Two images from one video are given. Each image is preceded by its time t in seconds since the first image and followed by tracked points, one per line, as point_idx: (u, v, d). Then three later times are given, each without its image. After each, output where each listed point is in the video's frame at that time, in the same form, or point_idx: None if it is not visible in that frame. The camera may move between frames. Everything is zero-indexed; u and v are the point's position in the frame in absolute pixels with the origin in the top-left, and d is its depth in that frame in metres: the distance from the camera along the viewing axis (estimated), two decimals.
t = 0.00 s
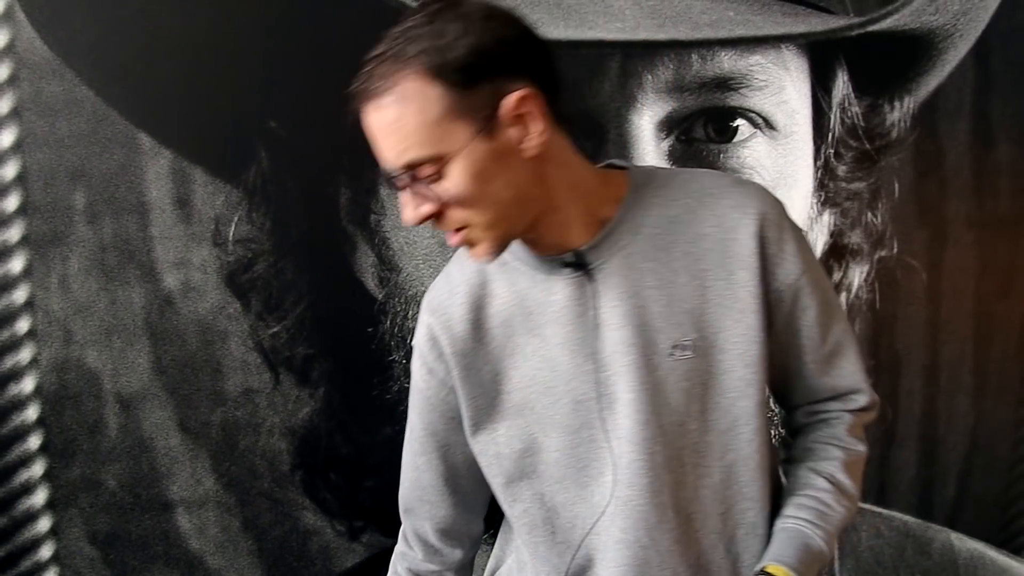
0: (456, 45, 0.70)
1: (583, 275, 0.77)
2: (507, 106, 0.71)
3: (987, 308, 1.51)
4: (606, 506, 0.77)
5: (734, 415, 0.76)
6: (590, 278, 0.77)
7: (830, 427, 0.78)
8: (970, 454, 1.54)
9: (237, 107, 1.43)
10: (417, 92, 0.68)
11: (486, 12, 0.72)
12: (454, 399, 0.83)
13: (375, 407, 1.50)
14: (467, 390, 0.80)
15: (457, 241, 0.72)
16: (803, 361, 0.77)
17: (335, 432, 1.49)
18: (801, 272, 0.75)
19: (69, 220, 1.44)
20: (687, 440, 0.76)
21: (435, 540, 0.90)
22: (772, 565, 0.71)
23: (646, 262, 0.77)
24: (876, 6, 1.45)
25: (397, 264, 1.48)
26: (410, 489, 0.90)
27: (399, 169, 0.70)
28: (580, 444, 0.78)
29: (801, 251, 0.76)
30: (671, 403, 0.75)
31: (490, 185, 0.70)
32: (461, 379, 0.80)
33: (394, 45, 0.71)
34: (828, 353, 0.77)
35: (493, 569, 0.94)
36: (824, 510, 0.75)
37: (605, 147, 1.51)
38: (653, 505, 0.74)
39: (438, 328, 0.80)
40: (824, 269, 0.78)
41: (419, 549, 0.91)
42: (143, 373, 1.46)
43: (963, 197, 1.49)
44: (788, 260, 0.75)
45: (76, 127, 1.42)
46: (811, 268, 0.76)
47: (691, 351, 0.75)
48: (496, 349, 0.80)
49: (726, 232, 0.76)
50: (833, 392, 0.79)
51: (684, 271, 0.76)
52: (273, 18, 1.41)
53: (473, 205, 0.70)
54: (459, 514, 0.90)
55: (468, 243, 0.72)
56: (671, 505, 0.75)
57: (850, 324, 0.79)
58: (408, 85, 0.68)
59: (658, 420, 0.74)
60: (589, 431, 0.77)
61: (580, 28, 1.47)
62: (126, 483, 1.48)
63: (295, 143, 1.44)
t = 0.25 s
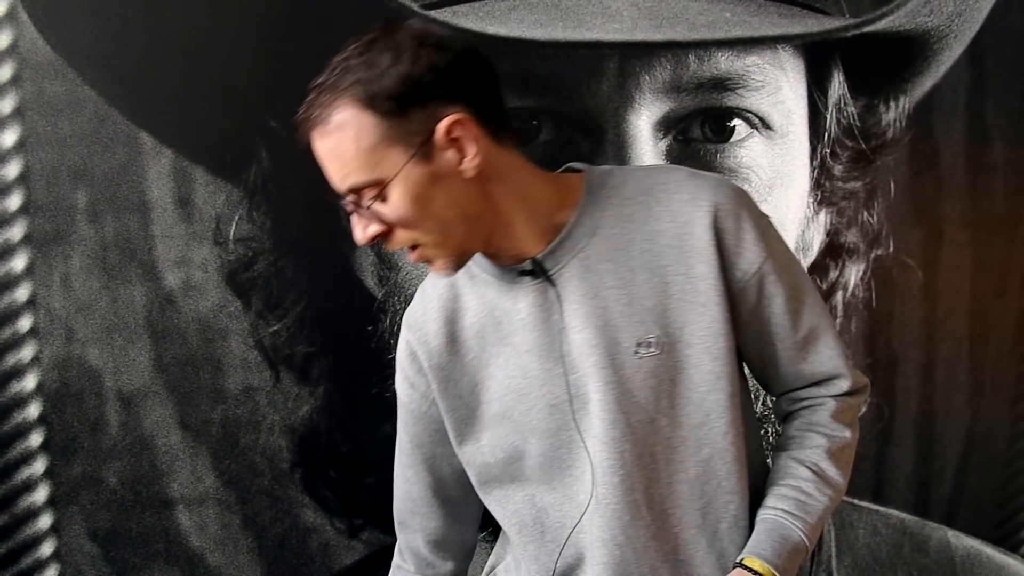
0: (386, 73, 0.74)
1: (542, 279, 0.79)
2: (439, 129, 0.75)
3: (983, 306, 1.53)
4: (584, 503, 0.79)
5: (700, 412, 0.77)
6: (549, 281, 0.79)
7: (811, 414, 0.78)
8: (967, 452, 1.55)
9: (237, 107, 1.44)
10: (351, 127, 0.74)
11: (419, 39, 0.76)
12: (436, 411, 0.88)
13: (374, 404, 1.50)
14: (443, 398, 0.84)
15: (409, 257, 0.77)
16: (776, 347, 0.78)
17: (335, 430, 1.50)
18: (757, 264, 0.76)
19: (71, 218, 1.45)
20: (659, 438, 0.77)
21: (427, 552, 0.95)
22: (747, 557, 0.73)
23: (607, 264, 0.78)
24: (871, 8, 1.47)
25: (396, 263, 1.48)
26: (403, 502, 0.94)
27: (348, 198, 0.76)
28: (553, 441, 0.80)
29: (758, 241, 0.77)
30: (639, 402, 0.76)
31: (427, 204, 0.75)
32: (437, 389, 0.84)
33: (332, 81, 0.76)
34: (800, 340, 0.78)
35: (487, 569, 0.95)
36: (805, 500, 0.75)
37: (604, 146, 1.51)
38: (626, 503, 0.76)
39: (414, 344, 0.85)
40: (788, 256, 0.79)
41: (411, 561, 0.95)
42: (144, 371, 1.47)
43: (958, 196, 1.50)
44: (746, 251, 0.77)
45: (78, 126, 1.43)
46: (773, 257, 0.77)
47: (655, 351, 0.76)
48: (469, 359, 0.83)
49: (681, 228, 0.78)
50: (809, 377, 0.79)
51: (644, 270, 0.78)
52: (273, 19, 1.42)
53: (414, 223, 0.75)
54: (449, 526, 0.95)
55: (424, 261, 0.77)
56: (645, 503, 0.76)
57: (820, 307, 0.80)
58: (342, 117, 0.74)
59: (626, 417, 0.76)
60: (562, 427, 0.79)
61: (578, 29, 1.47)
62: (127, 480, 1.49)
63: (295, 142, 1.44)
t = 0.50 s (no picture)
0: (353, 96, 0.77)
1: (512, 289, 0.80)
2: (405, 146, 0.77)
3: (980, 304, 1.54)
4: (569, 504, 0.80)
5: (675, 413, 0.76)
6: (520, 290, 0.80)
7: (802, 406, 0.77)
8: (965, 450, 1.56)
9: (239, 108, 1.45)
10: (320, 149, 0.76)
11: (381, 62, 0.78)
12: (427, 422, 0.91)
13: (375, 403, 1.51)
14: (433, 409, 0.87)
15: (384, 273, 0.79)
16: (758, 342, 0.77)
17: (336, 429, 1.51)
18: (726, 260, 0.76)
19: (73, 219, 1.46)
20: (638, 438, 0.76)
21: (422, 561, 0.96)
22: (734, 554, 0.73)
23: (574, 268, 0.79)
24: (867, 8, 1.48)
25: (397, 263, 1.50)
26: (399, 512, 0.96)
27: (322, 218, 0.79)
28: (536, 444, 0.80)
29: (726, 235, 0.76)
30: (614, 403, 0.76)
31: (397, 219, 0.77)
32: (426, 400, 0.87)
33: (300, 105, 0.79)
34: (780, 332, 0.77)
35: (492, 565, 0.96)
36: (792, 494, 0.74)
37: (604, 146, 1.51)
38: (607, 504, 0.76)
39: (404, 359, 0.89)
40: (763, 248, 0.78)
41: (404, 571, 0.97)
42: (146, 370, 1.48)
43: (954, 195, 1.52)
44: (715, 247, 0.76)
45: (80, 127, 1.44)
46: (743, 249, 0.76)
47: (627, 352, 0.76)
48: (453, 371, 0.86)
49: (642, 229, 0.78)
50: (796, 368, 0.78)
51: (613, 274, 0.78)
52: (274, 21, 1.44)
53: (386, 239, 0.77)
54: (444, 533, 0.97)
55: (397, 276, 0.79)
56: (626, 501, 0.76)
57: (803, 295, 0.78)
58: (312, 140, 0.76)
59: (600, 420, 0.76)
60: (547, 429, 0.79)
61: (577, 30, 1.48)
62: (129, 479, 1.49)
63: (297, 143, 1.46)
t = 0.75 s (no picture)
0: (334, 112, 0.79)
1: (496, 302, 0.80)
2: (384, 161, 0.78)
3: (978, 303, 1.54)
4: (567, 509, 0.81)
5: (659, 416, 0.75)
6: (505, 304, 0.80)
7: (792, 403, 0.76)
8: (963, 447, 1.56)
9: (242, 108, 1.46)
10: (302, 164, 0.78)
11: (365, 81, 0.80)
12: (426, 431, 0.92)
13: (377, 401, 1.52)
14: (431, 419, 0.88)
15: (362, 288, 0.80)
16: (740, 339, 0.76)
17: (337, 426, 1.51)
18: (701, 263, 0.74)
19: (78, 217, 1.47)
20: (626, 441, 0.77)
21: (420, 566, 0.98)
22: (723, 555, 0.73)
23: (556, 278, 0.78)
24: (865, 9, 1.50)
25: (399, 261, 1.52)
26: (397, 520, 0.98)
27: (303, 230, 0.80)
28: (530, 451, 0.81)
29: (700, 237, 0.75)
30: (597, 409, 0.76)
31: (373, 232, 0.77)
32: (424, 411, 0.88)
33: (285, 121, 0.81)
34: (761, 332, 0.75)
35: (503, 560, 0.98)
36: (780, 492, 0.73)
37: (603, 145, 1.53)
38: (597, 509, 0.76)
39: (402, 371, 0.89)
40: (742, 247, 0.76)
41: None
42: (149, 368, 1.49)
43: (952, 195, 1.53)
44: (689, 250, 0.75)
45: (85, 127, 1.46)
46: (719, 249, 0.75)
47: (609, 358, 0.76)
48: (447, 382, 0.86)
49: (618, 235, 0.77)
50: (782, 366, 0.76)
51: (593, 281, 0.77)
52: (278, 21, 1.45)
53: (362, 252, 0.78)
54: (440, 539, 0.99)
55: (375, 290, 0.80)
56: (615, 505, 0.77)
57: (786, 290, 0.76)
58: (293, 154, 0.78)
59: (584, 426, 0.75)
60: (541, 435, 0.79)
61: (577, 31, 1.49)
62: (131, 476, 1.50)
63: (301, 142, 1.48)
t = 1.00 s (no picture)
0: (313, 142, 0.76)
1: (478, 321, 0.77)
2: (361, 188, 0.75)
3: (975, 303, 1.56)
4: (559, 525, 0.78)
5: (640, 430, 0.73)
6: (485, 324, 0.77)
7: (782, 403, 0.72)
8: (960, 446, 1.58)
9: (245, 109, 1.48)
10: (281, 192, 0.75)
11: (345, 111, 0.77)
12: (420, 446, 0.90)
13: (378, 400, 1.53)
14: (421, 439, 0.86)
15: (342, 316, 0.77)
16: (724, 346, 0.72)
17: (339, 425, 1.53)
18: (673, 275, 0.71)
19: (82, 218, 1.48)
20: (611, 452, 0.74)
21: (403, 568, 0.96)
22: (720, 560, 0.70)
23: (531, 296, 0.75)
24: (862, 12, 1.51)
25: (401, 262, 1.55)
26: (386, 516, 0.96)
27: (282, 257, 0.77)
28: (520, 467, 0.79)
29: (669, 247, 0.71)
30: (579, 423, 0.73)
31: (352, 260, 0.75)
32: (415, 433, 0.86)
33: (264, 150, 0.78)
34: (743, 339, 0.71)
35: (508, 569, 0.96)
36: (776, 494, 0.70)
37: (603, 146, 1.53)
38: (585, 522, 0.75)
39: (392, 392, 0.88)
40: (716, 253, 0.72)
41: None
42: (153, 367, 1.50)
43: (949, 196, 1.54)
44: (660, 260, 0.71)
45: (90, 128, 1.47)
46: (690, 257, 0.71)
47: (588, 374, 0.73)
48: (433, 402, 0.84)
49: (588, 249, 0.74)
50: (770, 367, 0.72)
51: (569, 296, 0.74)
52: (281, 23, 1.47)
53: (339, 280, 0.75)
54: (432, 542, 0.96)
55: (354, 318, 0.77)
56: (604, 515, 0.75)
57: (767, 293, 0.72)
58: (272, 184, 0.76)
59: (567, 442, 0.73)
60: (531, 451, 0.77)
61: (577, 33, 1.51)
62: (134, 475, 1.51)
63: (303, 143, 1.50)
